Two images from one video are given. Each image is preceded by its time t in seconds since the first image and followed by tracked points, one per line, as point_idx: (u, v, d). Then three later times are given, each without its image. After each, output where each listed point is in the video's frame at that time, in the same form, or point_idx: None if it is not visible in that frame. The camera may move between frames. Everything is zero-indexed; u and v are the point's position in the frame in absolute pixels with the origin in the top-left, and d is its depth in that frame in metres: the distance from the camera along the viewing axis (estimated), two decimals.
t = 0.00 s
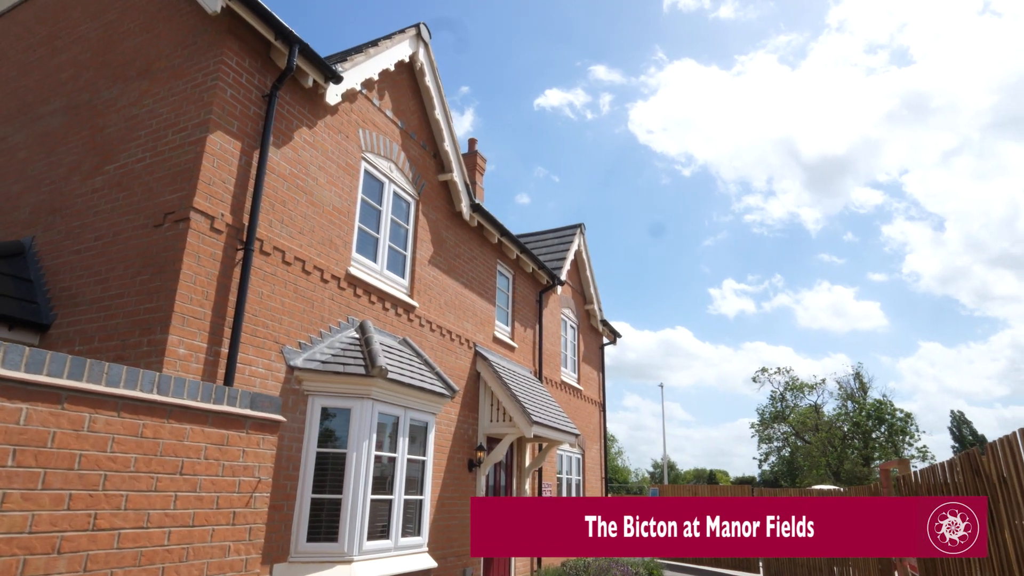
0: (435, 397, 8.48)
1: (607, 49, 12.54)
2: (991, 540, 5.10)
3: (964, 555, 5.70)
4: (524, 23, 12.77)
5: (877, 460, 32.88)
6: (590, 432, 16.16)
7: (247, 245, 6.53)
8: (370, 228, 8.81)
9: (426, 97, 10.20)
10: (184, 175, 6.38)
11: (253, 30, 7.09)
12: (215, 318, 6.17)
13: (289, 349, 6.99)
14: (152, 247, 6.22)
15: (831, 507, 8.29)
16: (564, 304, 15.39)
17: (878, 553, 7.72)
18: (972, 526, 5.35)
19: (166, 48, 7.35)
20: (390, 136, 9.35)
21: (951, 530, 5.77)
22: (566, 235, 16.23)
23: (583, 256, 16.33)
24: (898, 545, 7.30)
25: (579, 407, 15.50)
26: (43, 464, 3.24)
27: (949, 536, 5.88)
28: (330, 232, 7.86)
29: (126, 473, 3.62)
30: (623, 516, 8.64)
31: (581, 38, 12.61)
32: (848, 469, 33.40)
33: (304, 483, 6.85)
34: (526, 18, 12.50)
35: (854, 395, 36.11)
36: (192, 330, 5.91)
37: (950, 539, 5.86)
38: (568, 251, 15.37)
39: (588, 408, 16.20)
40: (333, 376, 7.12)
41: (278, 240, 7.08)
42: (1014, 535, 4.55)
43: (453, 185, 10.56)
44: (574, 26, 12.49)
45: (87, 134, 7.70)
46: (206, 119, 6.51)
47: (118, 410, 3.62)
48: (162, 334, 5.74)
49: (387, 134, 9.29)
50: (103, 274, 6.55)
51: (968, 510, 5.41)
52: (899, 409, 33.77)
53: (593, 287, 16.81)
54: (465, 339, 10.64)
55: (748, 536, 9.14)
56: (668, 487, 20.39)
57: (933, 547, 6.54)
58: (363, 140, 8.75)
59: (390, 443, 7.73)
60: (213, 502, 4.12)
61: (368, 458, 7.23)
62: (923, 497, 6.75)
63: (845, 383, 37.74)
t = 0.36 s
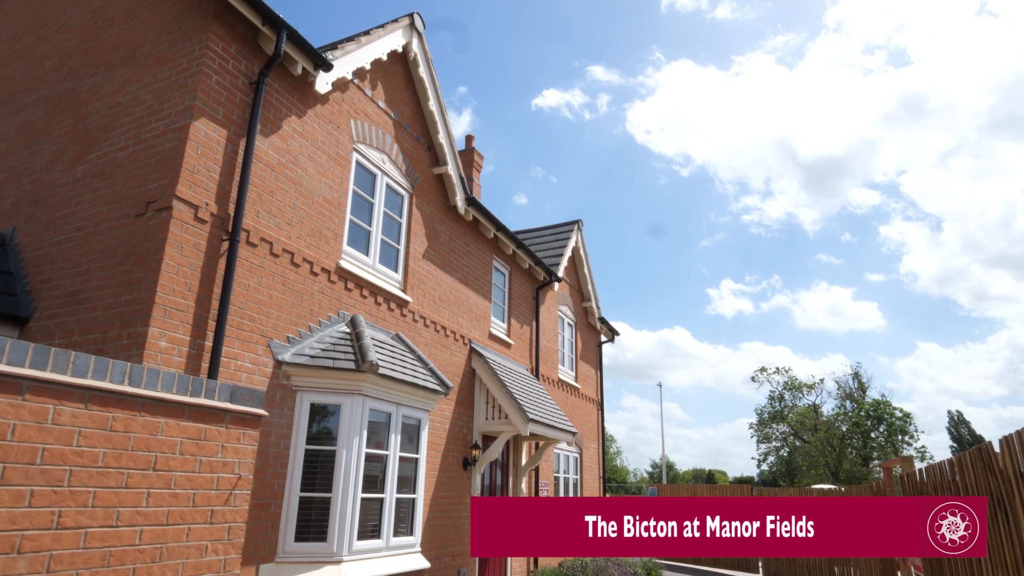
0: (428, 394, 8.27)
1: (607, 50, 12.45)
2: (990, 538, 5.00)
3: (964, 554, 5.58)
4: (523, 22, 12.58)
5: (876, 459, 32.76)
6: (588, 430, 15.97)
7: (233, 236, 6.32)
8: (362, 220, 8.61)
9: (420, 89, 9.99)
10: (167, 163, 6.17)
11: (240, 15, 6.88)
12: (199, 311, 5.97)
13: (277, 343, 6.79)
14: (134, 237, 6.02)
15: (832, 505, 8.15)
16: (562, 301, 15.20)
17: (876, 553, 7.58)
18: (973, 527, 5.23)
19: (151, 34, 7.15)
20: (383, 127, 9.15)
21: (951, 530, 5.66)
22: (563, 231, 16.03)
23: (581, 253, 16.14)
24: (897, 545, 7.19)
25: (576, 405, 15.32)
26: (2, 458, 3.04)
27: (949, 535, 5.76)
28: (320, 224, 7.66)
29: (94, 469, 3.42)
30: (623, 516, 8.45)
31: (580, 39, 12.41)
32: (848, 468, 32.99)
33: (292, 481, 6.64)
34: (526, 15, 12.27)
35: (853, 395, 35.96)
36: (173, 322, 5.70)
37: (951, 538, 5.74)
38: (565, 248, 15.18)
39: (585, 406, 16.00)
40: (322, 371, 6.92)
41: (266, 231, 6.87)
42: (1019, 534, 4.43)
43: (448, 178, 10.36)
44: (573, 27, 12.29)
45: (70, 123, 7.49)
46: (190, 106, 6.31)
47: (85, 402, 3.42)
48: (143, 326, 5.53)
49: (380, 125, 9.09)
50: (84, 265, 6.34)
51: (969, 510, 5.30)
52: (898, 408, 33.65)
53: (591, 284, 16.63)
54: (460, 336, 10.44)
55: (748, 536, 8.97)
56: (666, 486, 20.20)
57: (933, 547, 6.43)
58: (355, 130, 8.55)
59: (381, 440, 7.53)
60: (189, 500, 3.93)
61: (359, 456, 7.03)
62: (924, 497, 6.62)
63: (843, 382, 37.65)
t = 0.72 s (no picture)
0: (420, 389, 8.03)
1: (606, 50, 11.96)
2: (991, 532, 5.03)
3: (965, 556, 5.57)
4: (523, 23, 12.26)
5: (876, 459, 32.51)
6: (586, 428, 15.72)
7: (215, 223, 6.07)
8: (353, 211, 8.36)
9: (413, 77, 9.73)
10: (146, 147, 5.92)
11: None
12: (179, 301, 5.72)
13: (262, 335, 6.54)
14: (112, 225, 5.77)
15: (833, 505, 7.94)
16: (560, 297, 14.94)
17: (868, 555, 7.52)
18: (972, 521, 5.28)
19: (132, 16, 6.89)
20: (375, 116, 8.90)
21: (949, 530, 5.69)
22: (561, 226, 15.76)
23: (579, 248, 15.88)
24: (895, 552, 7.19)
25: (574, 403, 15.07)
26: None
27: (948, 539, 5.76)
28: (308, 214, 7.41)
29: (51, 465, 3.17)
30: (623, 516, 8.21)
31: (581, 37, 12.11)
32: (847, 468, 32.75)
33: (278, 479, 6.39)
34: (527, 16, 11.99)
35: (853, 394, 35.69)
36: (151, 313, 5.46)
37: (949, 539, 5.75)
38: (563, 243, 14.90)
39: (583, 404, 15.77)
40: (309, 365, 6.68)
41: (251, 220, 6.62)
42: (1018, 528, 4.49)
43: (442, 169, 10.11)
44: (572, 25, 12.01)
45: (49, 109, 7.23)
46: (171, 88, 6.05)
47: (42, 393, 3.17)
48: (119, 316, 5.29)
49: (372, 113, 8.84)
50: (61, 253, 6.09)
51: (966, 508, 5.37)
52: (898, 408, 33.42)
53: (590, 280, 16.38)
54: (455, 331, 10.19)
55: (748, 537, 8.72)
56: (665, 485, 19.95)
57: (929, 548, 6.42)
58: (345, 118, 8.30)
59: (371, 437, 7.29)
60: (157, 498, 3.70)
61: (347, 453, 6.79)
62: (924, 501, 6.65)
63: (843, 381, 37.41)
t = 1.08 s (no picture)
0: (414, 385, 7.77)
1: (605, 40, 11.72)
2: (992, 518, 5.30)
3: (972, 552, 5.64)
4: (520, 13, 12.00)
5: (877, 458, 32.24)
6: (585, 427, 15.47)
7: (197, 211, 5.82)
8: (344, 202, 8.11)
9: (407, 65, 9.47)
10: (124, 131, 5.68)
11: None
12: (158, 292, 5.48)
13: (247, 329, 6.30)
14: (88, 212, 5.52)
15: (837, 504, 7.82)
16: (558, 293, 14.68)
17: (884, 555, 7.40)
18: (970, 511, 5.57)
19: None
20: (367, 104, 8.64)
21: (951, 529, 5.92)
22: (560, 222, 15.50)
23: (578, 243, 15.63)
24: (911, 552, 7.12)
25: (573, 401, 14.82)
26: None
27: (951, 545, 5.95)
28: (297, 203, 7.16)
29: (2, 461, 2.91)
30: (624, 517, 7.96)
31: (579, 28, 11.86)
32: (848, 468, 32.58)
33: (263, 478, 6.15)
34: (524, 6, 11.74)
35: (854, 392, 35.44)
36: (128, 303, 5.21)
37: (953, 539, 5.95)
38: (562, 238, 14.66)
39: (582, 402, 15.51)
40: (296, 359, 6.43)
41: (236, 208, 6.37)
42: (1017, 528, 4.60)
43: (438, 160, 9.85)
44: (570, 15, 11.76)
45: (29, 94, 6.97)
46: (151, 70, 5.80)
47: None
48: (93, 307, 5.04)
49: (364, 102, 8.58)
50: (36, 242, 5.83)
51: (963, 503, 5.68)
52: (900, 407, 33.18)
53: (589, 276, 16.12)
54: (450, 326, 9.94)
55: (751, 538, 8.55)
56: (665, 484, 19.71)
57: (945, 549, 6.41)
58: (336, 106, 8.05)
59: (362, 434, 7.03)
60: (122, 498, 3.48)
61: (336, 451, 6.53)
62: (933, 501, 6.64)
63: (844, 380, 37.14)
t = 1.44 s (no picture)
0: (406, 382, 7.51)
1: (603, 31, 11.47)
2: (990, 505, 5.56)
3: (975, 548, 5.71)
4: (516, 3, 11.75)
5: (879, 458, 31.96)
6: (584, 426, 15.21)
7: (176, 198, 5.57)
8: (334, 192, 7.84)
9: (401, 53, 9.20)
10: (100, 114, 5.42)
11: None
12: (134, 282, 5.22)
13: (230, 321, 6.04)
14: (61, 198, 5.26)
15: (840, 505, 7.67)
16: (556, 289, 14.43)
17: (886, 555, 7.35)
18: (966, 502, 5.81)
19: None
20: (359, 92, 8.37)
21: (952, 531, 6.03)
22: (559, 217, 15.24)
23: (576, 240, 15.37)
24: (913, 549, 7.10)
25: (571, 400, 14.56)
26: None
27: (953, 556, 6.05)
28: (283, 192, 6.90)
29: None
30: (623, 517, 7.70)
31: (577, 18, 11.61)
32: (850, 468, 32.34)
33: (246, 477, 5.90)
34: None
35: (855, 392, 35.16)
36: (101, 293, 4.96)
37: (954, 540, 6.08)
38: (560, 234, 14.39)
39: (581, 401, 15.25)
40: (282, 354, 6.18)
41: (219, 196, 6.11)
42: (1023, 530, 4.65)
43: (432, 152, 9.58)
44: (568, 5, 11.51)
45: (6, 79, 6.71)
46: (128, 50, 5.55)
47: None
48: (63, 296, 4.78)
49: (356, 90, 8.31)
50: (8, 231, 5.57)
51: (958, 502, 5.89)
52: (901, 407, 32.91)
53: (588, 274, 15.87)
54: (445, 321, 9.68)
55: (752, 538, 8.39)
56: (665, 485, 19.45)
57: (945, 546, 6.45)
58: (326, 93, 7.78)
59: (351, 432, 6.77)
60: (79, 497, 3.22)
61: (324, 449, 6.27)
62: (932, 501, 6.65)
63: (845, 380, 36.86)
